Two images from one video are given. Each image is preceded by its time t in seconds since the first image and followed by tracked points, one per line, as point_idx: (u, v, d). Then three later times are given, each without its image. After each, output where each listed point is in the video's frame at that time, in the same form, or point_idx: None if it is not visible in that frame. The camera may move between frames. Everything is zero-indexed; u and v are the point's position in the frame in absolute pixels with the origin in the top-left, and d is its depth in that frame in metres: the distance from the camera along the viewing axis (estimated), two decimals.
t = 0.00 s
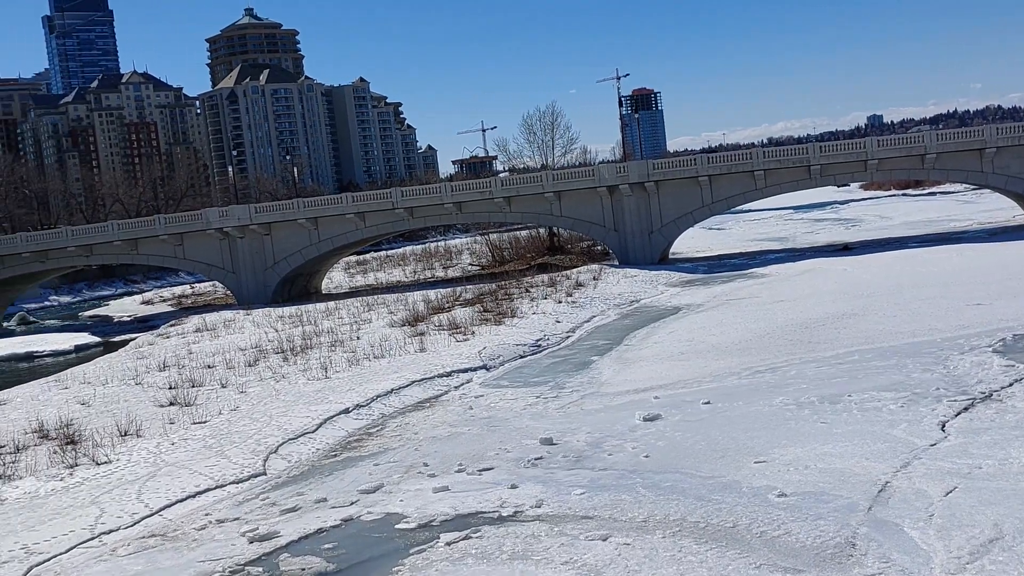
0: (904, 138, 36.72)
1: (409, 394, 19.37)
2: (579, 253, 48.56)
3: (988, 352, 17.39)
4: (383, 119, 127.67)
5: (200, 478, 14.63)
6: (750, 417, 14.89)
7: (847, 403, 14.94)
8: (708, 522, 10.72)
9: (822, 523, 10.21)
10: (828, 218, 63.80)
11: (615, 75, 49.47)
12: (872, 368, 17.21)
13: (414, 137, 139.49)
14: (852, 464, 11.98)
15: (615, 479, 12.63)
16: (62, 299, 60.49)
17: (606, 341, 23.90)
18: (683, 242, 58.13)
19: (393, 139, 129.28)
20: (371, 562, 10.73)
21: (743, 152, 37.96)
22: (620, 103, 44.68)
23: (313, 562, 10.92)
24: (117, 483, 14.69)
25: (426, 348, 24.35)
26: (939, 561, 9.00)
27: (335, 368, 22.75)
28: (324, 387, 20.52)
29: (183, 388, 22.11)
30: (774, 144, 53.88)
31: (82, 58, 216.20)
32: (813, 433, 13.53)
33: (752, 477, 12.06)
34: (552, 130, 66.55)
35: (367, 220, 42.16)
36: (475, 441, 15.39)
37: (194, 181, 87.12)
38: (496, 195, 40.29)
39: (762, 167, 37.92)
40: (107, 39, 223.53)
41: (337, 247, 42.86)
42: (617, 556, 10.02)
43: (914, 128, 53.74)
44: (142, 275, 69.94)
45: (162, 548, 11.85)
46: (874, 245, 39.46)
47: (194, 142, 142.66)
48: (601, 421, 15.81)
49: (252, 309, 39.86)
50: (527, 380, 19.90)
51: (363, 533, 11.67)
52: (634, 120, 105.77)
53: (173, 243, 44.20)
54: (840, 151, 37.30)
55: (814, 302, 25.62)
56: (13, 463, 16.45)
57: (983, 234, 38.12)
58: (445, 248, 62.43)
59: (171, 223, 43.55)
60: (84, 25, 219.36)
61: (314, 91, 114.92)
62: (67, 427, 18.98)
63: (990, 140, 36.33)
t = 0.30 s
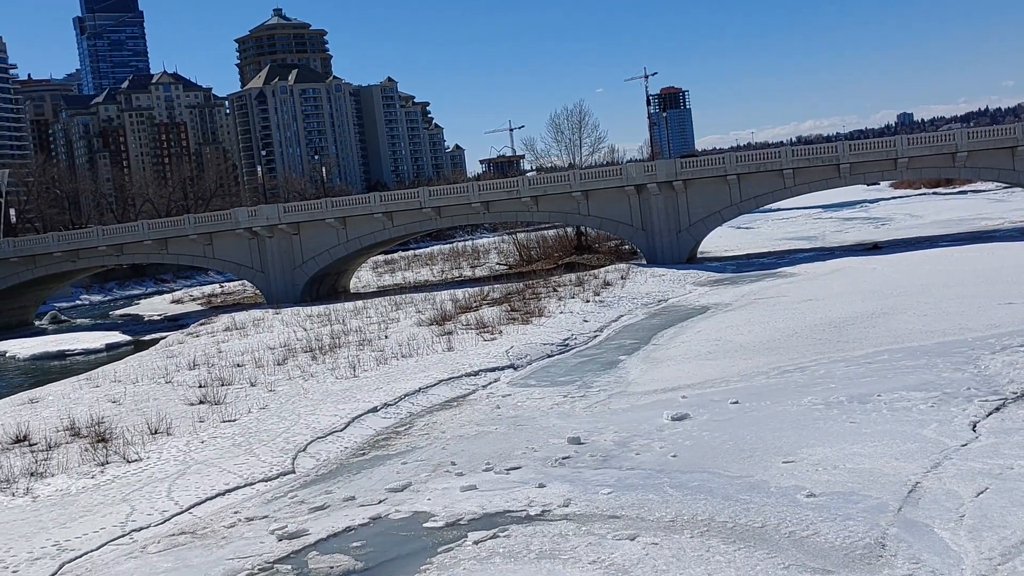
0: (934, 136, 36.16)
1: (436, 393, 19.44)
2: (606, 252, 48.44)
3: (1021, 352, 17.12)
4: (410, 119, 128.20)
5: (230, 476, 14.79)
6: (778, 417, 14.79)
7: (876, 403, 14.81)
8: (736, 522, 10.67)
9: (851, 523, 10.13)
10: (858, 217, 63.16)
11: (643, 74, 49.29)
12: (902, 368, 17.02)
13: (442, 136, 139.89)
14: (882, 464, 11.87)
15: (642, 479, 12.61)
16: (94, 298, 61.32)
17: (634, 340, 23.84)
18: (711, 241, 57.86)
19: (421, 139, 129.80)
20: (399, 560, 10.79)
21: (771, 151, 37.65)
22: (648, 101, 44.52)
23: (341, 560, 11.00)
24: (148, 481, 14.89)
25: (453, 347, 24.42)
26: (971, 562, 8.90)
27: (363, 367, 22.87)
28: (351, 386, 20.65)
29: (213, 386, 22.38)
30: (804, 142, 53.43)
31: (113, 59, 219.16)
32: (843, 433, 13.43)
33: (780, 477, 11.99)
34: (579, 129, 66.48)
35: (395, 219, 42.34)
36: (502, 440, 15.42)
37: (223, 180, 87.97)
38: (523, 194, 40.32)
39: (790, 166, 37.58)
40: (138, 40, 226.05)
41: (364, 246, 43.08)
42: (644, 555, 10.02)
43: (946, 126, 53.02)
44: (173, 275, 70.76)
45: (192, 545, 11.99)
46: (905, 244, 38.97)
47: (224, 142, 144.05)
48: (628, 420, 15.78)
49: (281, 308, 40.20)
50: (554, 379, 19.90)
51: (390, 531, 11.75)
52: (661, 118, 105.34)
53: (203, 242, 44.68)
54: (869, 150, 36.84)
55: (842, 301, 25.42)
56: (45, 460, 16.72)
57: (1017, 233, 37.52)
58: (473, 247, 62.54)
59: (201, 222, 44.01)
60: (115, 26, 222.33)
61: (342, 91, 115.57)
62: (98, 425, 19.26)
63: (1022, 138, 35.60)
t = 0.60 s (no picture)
0: (943, 135, 35.98)
1: (444, 393, 19.45)
2: (614, 252, 48.37)
3: None
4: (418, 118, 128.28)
5: (238, 476, 14.84)
6: (787, 416, 14.75)
7: (885, 402, 14.77)
8: (744, 522, 10.66)
9: (860, 523, 10.11)
10: (867, 216, 62.94)
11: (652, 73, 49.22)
12: (911, 368, 16.96)
13: (449, 136, 139.95)
14: (891, 464, 11.84)
15: (651, 479, 12.60)
16: (103, 298, 61.54)
17: (642, 340, 23.80)
18: (719, 241, 57.78)
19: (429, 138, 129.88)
20: (407, 559, 10.80)
21: (780, 150, 37.55)
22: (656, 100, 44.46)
23: (349, 559, 11.02)
24: (157, 480, 14.93)
25: (461, 346, 24.44)
26: (980, 562, 8.87)
27: (371, 366, 22.90)
28: (360, 386, 20.67)
29: (221, 386, 22.43)
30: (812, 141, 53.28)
31: (122, 59, 219.93)
32: (851, 433, 13.38)
33: (789, 477, 11.97)
34: (587, 128, 66.45)
35: (403, 219, 42.40)
36: (510, 440, 15.41)
37: (231, 180, 88.16)
38: (531, 194, 40.32)
39: (798, 165, 37.48)
40: (146, 40, 226.58)
41: (372, 245, 43.14)
42: (653, 555, 10.01)
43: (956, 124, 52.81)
44: (181, 274, 70.97)
45: (201, 545, 12.03)
46: (914, 243, 38.80)
47: (232, 142, 144.41)
48: (636, 420, 15.76)
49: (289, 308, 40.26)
50: (562, 379, 19.89)
51: (399, 531, 11.76)
52: (669, 118, 105.24)
53: (211, 242, 44.82)
54: (877, 149, 36.69)
55: (851, 301, 25.34)
56: (54, 459, 16.79)
57: None
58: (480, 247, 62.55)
59: (210, 222, 44.12)
60: (123, 26, 223.05)
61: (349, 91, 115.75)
62: (107, 425, 19.33)
63: None
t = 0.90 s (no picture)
0: (950, 135, 35.87)
1: (450, 393, 19.46)
2: (621, 251, 48.33)
3: None
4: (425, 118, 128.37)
5: (245, 476, 14.86)
6: (794, 417, 14.72)
7: (892, 402, 14.74)
8: (751, 522, 10.65)
9: (867, 524, 10.08)
10: (874, 216, 62.78)
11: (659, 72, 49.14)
12: (918, 368, 16.92)
13: (456, 136, 140.02)
14: (899, 465, 11.80)
15: (657, 479, 12.60)
16: (110, 298, 61.70)
17: (648, 340, 23.76)
18: (725, 240, 57.75)
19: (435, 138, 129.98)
20: (413, 559, 10.83)
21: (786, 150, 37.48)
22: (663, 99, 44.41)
23: (355, 559, 11.04)
24: (163, 480, 14.97)
25: (468, 346, 24.46)
26: (987, 563, 8.85)
27: (377, 366, 22.92)
28: (366, 386, 20.68)
29: (228, 385, 22.48)
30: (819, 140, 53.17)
31: (129, 59, 220.37)
32: (858, 434, 13.34)
33: (795, 477, 11.95)
34: (593, 128, 66.43)
35: (409, 219, 42.44)
36: (516, 440, 15.41)
37: (238, 180, 88.30)
38: (537, 193, 40.32)
39: (805, 165, 37.40)
40: (153, 40, 226.60)
41: (378, 245, 43.19)
42: (659, 555, 10.01)
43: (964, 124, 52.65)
44: (188, 274, 71.15)
45: (207, 544, 12.06)
46: (921, 243, 38.66)
47: (238, 142, 144.70)
48: (643, 420, 15.75)
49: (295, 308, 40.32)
50: (568, 379, 19.89)
51: (405, 531, 11.78)
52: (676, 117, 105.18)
53: (218, 242, 44.92)
54: (884, 149, 36.59)
55: (858, 301, 25.27)
56: (62, 459, 16.85)
57: None
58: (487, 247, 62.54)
59: (216, 221, 44.21)
60: (130, 26, 223.52)
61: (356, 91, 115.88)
62: (114, 424, 19.41)
63: None
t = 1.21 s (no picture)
0: (961, 136, 35.70)
1: (459, 394, 19.48)
2: (630, 253, 48.28)
3: None
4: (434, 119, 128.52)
5: (254, 477, 14.91)
6: (804, 418, 14.68)
7: (902, 404, 14.69)
8: (761, 524, 10.63)
9: (877, 526, 10.05)
10: (884, 217, 62.54)
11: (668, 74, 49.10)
12: (928, 369, 16.85)
13: (465, 137, 140.13)
14: (909, 467, 11.75)
15: (666, 480, 12.58)
16: (120, 299, 61.99)
17: (658, 342, 23.73)
18: (735, 242, 57.62)
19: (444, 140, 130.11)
20: (423, 560, 10.84)
21: (796, 151, 37.38)
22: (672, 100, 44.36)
23: (365, 560, 11.06)
24: (173, 481, 15.03)
25: (477, 347, 24.48)
26: (997, 565, 8.81)
27: (387, 368, 22.95)
28: (376, 387, 20.72)
29: (237, 387, 22.56)
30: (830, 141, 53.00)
31: (140, 62, 221.38)
32: (868, 435, 13.30)
33: (805, 479, 11.92)
34: (603, 129, 66.40)
35: (418, 220, 42.50)
36: (525, 442, 15.40)
37: (248, 182, 88.58)
38: (546, 195, 40.32)
39: (815, 166, 37.28)
40: (164, 43, 227.68)
41: (388, 246, 43.26)
42: (669, 557, 10.00)
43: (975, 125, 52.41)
44: (198, 275, 71.44)
45: (217, 545, 12.10)
46: (932, 245, 38.51)
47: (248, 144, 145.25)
48: (652, 422, 15.73)
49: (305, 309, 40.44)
50: (578, 381, 19.88)
51: (414, 532, 11.80)
52: (686, 118, 105.02)
53: (228, 244, 45.07)
54: (894, 149, 36.45)
55: (869, 303, 25.16)
56: (73, 460, 16.94)
57: None
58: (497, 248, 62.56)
59: (227, 223, 44.35)
60: (140, 28, 224.57)
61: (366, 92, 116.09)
62: (125, 425, 19.50)
63: None
